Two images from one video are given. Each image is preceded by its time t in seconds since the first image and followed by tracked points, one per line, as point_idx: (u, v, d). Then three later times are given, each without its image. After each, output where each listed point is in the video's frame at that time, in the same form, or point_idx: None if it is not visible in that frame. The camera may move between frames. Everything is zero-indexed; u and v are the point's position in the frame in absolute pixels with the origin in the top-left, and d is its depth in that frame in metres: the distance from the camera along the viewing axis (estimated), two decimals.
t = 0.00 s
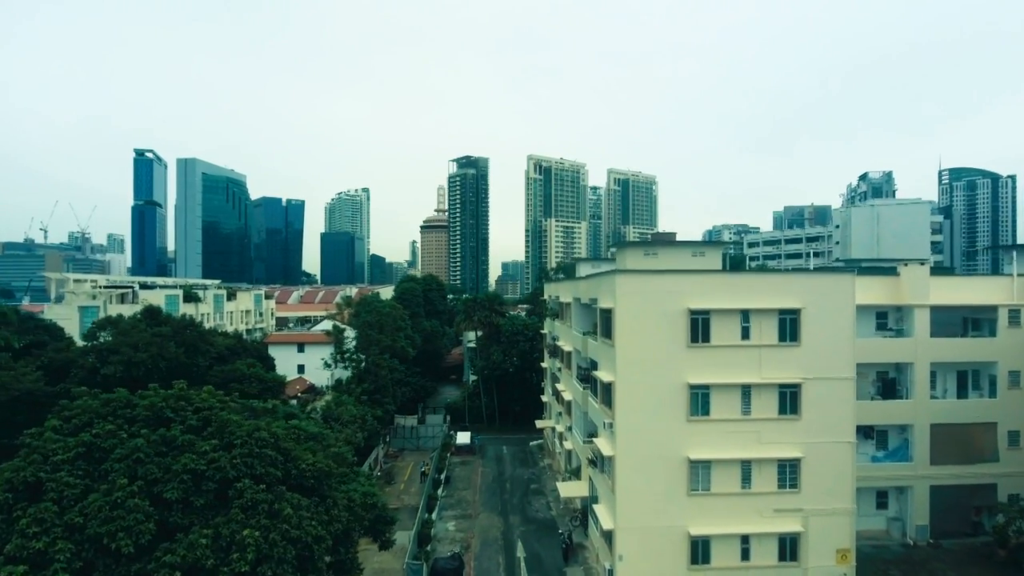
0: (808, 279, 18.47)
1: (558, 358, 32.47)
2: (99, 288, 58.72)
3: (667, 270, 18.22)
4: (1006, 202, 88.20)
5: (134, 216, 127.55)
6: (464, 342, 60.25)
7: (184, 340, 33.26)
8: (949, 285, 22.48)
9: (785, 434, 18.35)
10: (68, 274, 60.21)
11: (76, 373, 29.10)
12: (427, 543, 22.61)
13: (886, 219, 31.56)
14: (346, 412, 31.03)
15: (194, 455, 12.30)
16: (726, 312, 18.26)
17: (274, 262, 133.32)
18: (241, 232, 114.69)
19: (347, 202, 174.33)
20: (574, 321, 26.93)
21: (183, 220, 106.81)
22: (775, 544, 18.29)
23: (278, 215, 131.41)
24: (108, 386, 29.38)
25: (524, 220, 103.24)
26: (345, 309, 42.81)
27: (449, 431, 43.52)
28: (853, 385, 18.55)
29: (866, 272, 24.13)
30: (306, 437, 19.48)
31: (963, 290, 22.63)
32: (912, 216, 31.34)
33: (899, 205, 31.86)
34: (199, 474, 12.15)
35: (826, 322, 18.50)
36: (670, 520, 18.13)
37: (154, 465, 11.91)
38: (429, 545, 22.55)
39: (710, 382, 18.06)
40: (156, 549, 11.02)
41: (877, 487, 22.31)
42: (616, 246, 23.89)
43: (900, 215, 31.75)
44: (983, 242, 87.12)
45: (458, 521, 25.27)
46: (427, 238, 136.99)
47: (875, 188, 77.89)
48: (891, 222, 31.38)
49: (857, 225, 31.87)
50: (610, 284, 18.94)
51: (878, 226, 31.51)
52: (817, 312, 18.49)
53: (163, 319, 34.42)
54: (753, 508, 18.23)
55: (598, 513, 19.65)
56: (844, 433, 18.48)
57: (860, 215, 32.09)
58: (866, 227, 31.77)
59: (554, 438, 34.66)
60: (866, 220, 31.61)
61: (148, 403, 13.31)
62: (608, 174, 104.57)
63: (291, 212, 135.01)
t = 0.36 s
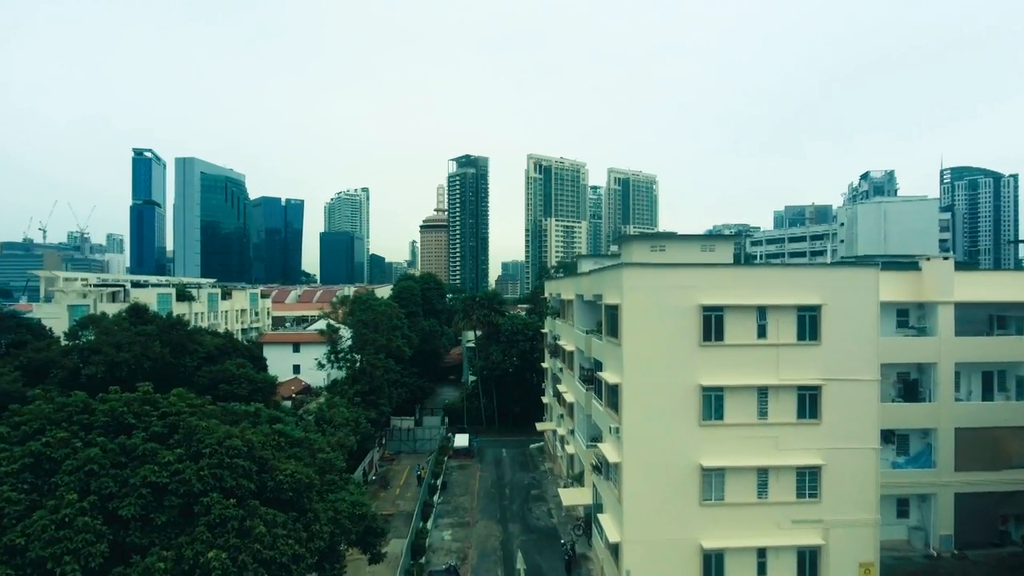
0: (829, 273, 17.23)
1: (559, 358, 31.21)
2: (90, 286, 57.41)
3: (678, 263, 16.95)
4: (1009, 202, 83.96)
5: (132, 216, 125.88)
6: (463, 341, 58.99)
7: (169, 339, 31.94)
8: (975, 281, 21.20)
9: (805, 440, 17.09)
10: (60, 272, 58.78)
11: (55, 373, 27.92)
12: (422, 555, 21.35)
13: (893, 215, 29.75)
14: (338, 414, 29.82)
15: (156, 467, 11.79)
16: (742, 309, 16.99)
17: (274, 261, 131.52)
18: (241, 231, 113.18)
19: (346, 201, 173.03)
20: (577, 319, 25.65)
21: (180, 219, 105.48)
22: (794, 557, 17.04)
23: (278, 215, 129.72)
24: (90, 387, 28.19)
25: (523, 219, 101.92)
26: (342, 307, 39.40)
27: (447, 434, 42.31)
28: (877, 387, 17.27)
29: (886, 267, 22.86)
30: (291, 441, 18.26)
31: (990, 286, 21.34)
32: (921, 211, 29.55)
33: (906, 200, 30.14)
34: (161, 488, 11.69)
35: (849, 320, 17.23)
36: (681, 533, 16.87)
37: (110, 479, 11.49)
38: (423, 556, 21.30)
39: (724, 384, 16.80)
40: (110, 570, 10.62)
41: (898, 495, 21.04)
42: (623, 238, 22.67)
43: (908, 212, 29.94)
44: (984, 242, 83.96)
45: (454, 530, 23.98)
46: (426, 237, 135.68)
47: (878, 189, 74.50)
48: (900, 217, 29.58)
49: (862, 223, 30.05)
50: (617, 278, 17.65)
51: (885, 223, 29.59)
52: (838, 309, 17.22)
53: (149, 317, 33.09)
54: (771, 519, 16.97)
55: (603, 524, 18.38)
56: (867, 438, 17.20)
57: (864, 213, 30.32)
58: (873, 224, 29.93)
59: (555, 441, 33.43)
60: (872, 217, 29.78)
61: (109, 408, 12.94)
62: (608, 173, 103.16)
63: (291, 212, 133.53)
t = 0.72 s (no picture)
0: (854, 268, 15.93)
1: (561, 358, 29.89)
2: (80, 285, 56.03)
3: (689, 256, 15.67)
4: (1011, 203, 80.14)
5: (131, 215, 124.31)
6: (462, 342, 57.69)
7: (153, 339, 30.63)
8: (1005, 277, 19.90)
9: (829, 448, 15.80)
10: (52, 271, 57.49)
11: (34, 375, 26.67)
12: (416, 569, 20.07)
13: (902, 211, 27.81)
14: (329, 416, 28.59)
15: (107, 484, 11.72)
16: (761, 306, 15.67)
17: (274, 261, 129.74)
18: (240, 230, 111.61)
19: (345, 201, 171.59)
20: (581, 317, 24.34)
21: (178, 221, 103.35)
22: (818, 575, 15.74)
23: (277, 215, 128.16)
24: (70, 390, 26.93)
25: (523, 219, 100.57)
26: (337, 305, 37.61)
27: (445, 436, 41.13)
28: (907, 391, 15.97)
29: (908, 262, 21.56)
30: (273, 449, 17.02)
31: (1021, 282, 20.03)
32: (931, 209, 27.70)
33: (915, 199, 28.37)
34: (113, 508, 11.58)
35: (875, 317, 15.95)
36: (695, 549, 15.60)
37: (55, 500, 11.40)
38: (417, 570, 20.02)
39: (741, 387, 15.52)
40: None
41: (923, 505, 19.73)
42: (628, 231, 21.42)
43: (916, 209, 28.06)
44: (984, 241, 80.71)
45: (451, 541, 22.71)
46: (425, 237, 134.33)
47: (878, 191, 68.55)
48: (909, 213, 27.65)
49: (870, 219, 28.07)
50: (624, 272, 16.33)
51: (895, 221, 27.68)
52: (864, 306, 15.94)
53: (134, 317, 31.76)
54: (793, 534, 15.69)
55: (609, 538, 17.07)
56: (896, 446, 15.91)
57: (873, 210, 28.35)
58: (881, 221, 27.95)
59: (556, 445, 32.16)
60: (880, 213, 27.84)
61: (62, 419, 13.06)
62: (608, 172, 101.84)
63: (291, 211, 132.08)
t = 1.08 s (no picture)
0: (884, 262, 14.61)
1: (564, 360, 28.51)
2: (69, 284, 54.56)
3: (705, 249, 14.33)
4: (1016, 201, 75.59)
5: (129, 215, 122.40)
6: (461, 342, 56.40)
7: (137, 340, 29.29)
8: None
9: (858, 459, 14.51)
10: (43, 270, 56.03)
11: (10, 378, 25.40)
12: None
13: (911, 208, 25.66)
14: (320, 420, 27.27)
15: (43, 508, 10.82)
16: (785, 304, 14.34)
17: (274, 261, 127.54)
18: (240, 229, 109.27)
19: (344, 200, 170.10)
20: (585, 316, 23.00)
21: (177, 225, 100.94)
22: None
23: (276, 215, 126.24)
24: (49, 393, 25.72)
25: (523, 219, 99.14)
26: (330, 304, 35.49)
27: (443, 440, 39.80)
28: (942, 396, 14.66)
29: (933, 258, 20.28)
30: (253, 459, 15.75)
31: None
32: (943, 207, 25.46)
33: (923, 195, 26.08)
34: (49, 534, 10.70)
35: (907, 316, 14.63)
36: (710, 569, 14.32)
37: None
38: None
39: (762, 392, 14.20)
40: None
41: (952, 518, 18.42)
42: (636, 224, 20.12)
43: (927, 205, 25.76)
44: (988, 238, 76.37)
45: (447, 554, 21.42)
46: (424, 237, 132.89)
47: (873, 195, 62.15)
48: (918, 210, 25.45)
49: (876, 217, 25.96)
50: (633, 267, 14.98)
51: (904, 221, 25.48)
52: (896, 304, 14.61)
53: (117, 317, 30.41)
54: (818, 553, 14.39)
55: (616, 555, 15.78)
56: (930, 456, 14.61)
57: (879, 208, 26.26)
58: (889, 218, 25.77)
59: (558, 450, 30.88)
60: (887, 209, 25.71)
61: None
62: (608, 172, 100.41)
63: (291, 212, 130.20)
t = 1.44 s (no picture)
0: (917, 257, 13.46)
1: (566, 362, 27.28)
2: (58, 284, 53.21)
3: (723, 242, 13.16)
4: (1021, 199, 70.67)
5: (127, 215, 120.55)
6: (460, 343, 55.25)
7: (121, 341, 28.13)
8: None
9: (889, 471, 13.33)
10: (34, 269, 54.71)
11: None
12: None
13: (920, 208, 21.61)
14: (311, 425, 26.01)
15: None
16: (809, 302, 13.16)
17: (273, 261, 124.72)
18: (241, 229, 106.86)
19: (343, 200, 168.85)
20: (590, 315, 21.78)
21: (178, 229, 98.34)
22: None
23: (275, 216, 124.14)
24: (29, 397, 24.63)
25: (523, 219, 97.86)
26: (324, 303, 33.93)
27: (441, 443, 38.61)
28: (979, 402, 13.51)
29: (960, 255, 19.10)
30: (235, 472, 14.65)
31: None
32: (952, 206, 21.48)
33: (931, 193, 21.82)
34: None
35: (942, 315, 13.46)
36: None
37: None
38: None
39: (785, 398, 13.03)
40: None
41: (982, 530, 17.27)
42: (642, 218, 19.00)
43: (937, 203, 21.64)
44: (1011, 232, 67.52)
45: (443, 568, 20.22)
46: (424, 237, 131.69)
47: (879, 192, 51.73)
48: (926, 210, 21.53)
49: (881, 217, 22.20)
50: (644, 261, 13.79)
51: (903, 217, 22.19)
52: (929, 302, 13.46)
53: (101, 316, 29.24)
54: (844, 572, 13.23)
55: (625, 572, 14.60)
56: (967, 467, 13.44)
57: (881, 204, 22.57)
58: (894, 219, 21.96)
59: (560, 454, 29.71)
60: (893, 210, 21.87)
61: None
62: (608, 171, 99.09)
63: (290, 212, 127.69)
